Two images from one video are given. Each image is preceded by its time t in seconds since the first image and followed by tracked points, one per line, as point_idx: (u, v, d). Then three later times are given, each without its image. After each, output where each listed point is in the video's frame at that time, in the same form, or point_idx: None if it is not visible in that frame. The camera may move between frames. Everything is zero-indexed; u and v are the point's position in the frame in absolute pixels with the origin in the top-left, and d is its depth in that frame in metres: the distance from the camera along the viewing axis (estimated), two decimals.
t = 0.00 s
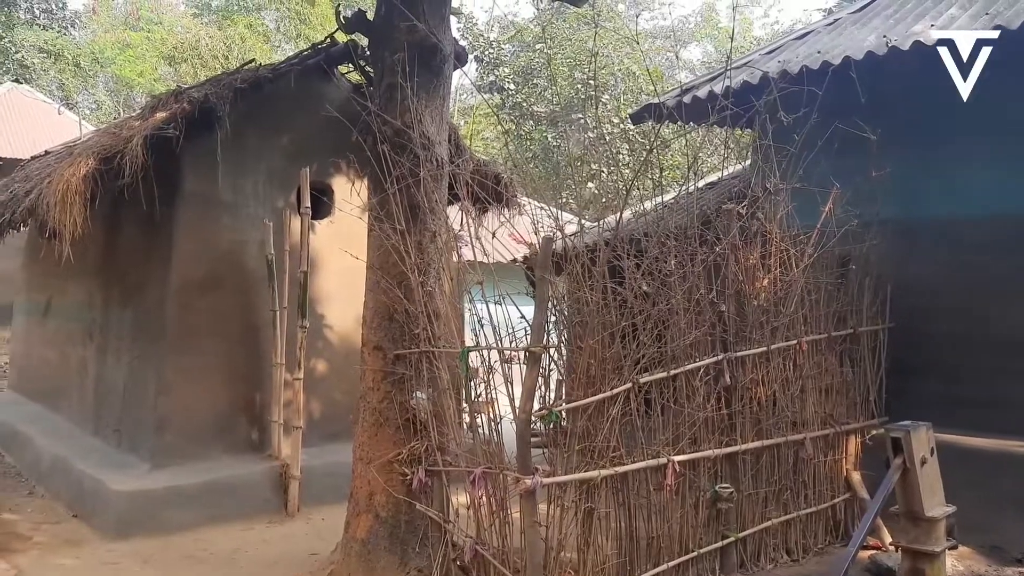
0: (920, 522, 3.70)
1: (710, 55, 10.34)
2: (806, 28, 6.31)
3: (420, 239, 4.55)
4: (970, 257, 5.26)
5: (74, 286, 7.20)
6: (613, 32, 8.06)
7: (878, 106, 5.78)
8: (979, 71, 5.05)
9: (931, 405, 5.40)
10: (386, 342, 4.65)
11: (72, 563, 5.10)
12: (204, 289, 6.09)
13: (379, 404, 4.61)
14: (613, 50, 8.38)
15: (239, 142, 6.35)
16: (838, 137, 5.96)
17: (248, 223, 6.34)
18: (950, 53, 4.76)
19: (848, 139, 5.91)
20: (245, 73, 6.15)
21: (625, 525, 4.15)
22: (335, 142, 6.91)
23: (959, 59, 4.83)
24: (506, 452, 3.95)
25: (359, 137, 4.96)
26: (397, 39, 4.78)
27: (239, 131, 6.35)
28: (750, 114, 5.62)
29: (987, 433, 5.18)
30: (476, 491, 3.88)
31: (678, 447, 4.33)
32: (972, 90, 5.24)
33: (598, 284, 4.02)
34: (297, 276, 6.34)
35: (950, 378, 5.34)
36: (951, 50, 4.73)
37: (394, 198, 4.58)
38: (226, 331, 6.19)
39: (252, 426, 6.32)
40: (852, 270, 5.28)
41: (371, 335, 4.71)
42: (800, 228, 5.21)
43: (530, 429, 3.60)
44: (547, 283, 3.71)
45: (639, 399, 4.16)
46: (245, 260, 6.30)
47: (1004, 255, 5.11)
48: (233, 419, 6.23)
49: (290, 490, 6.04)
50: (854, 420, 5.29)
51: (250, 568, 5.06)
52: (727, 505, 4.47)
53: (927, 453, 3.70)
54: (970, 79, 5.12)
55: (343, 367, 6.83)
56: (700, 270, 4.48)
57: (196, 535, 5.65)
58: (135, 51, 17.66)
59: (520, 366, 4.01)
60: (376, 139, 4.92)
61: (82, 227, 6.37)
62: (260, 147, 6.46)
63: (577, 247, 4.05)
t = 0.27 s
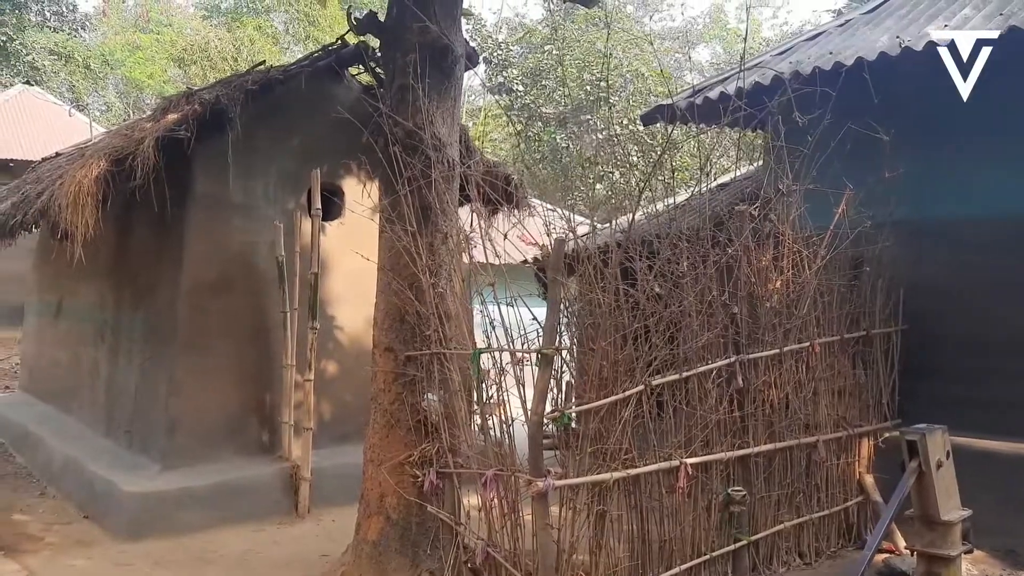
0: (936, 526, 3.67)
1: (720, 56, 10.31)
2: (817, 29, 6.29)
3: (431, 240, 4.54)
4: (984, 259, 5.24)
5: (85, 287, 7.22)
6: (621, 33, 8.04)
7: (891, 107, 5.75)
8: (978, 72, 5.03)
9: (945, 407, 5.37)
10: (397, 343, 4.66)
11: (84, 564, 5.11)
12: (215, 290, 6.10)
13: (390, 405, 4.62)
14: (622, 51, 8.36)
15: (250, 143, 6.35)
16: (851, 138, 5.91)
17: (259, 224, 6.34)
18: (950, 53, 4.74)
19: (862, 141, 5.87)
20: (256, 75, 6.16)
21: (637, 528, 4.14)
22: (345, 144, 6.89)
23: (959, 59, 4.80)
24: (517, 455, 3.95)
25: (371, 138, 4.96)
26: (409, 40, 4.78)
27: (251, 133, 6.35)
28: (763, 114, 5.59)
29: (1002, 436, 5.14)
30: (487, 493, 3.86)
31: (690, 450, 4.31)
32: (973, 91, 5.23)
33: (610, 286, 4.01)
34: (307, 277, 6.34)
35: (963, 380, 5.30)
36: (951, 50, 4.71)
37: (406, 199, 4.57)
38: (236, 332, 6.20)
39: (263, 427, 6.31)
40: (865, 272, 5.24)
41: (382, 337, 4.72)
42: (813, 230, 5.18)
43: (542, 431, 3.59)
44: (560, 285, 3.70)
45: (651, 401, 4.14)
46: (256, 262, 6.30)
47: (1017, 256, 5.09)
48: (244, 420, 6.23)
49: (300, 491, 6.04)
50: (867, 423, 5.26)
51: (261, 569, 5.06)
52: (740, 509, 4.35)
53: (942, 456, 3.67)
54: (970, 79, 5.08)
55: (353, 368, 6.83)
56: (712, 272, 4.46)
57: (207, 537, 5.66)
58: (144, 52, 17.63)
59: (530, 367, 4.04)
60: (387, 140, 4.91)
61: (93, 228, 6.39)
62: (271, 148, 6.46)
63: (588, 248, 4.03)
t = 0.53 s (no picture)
0: (953, 530, 3.65)
1: (730, 56, 10.26)
2: (829, 29, 6.26)
3: (443, 241, 4.53)
4: (999, 261, 5.20)
5: (96, 287, 7.23)
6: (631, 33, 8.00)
7: (906, 108, 5.72)
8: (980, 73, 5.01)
9: (959, 410, 5.33)
10: (409, 345, 4.65)
11: (96, 564, 5.12)
12: (227, 290, 6.11)
13: (402, 407, 4.62)
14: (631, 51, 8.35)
15: (262, 144, 6.35)
16: (866, 139, 5.88)
17: (270, 225, 6.35)
18: (950, 54, 4.73)
19: (876, 141, 5.84)
20: (268, 75, 6.16)
21: (650, 530, 4.13)
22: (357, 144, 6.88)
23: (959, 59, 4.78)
24: (530, 457, 3.94)
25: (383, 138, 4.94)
26: (420, 41, 4.77)
27: (262, 133, 6.35)
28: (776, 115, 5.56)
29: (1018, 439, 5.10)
30: (500, 495, 3.84)
31: (703, 452, 4.29)
32: (973, 91, 5.20)
33: (624, 287, 3.99)
34: (318, 278, 6.33)
35: (978, 382, 5.26)
36: (950, 50, 4.72)
37: (418, 201, 4.57)
38: (248, 333, 6.20)
39: (274, 427, 6.31)
40: (879, 274, 5.21)
41: (394, 338, 4.70)
42: (826, 231, 5.15)
43: (555, 433, 3.56)
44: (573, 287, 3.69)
45: (665, 403, 4.12)
46: (267, 262, 6.30)
47: None
48: (255, 421, 6.23)
49: (311, 492, 6.04)
50: (881, 426, 5.23)
51: (273, 570, 5.06)
52: (753, 511, 4.28)
53: (960, 460, 3.65)
54: (971, 80, 5.06)
55: (364, 369, 6.83)
56: (726, 273, 4.44)
57: (218, 537, 5.66)
58: (155, 54, 17.70)
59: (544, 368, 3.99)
60: (399, 141, 4.91)
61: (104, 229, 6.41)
62: (282, 148, 6.46)
63: (602, 250, 4.01)
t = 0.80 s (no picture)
0: (969, 534, 3.62)
1: (737, 57, 10.26)
2: (840, 29, 6.25)
3: (453, 242, 4.52)
4: (1012, 262, 5.16)
5: (106, 288, 7.24)
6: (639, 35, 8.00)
7: (918, 108, 5.69)
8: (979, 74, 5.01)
9: (973, 412, 5.30)
10: (419, 346, 4.64)
11: (106, 564, 5.12)
12: (237, 291, 6.11)
13: (412, 408, 4.60)
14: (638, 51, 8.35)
15: (272, 144, 6.35)
16: (878, 140, 5.87)
17: (280, 225, 6.34)
18: (950, 54, 4.73)
19: (889, 142, 5.82)
20: (278, 76, 6.17)
21: (662, 533, 4.11)
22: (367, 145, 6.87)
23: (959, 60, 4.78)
24: (542, 459, 3.90)
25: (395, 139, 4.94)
26: (431, 41, 4.77)
27: (272, 134, 6.35)
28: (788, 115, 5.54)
29: None
30: (511, 498, 3.83)
31: (715, 455, 4.26)
32: (973, 91, 5.20)
33: (637, 288, 3.97)
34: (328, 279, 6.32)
35: (991, 385, 5.23)
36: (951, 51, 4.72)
37: (429, 202, 4.56)
38: (257, 334, 6.20)
39: (283, 428, 6.30)
40: (891, 276, 5.19)
41: (404, 339, 4.69)
42: (838, 232, 5.13)
43: (566, 435, 3.52)
44: (585, 289, 3.67)
45: (677, 405, 4.10)
46: (277, 263, 6.30)
47: None
48: (265, 422, 6.22)
49: (321, 493, 6.03)
50: (893, 429, 5.21)
51: (283, 571, 5.06)
52: (765, 515, 4.27)
53: (976, 463, 3.62)
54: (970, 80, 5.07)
55: (373, 370, 6.82)
56: (739, 275, 4.41)
57: (228, 538, 5.66)
58: (164, 54, 17.69)
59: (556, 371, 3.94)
60: (410, 142, 4.90)
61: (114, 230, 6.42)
62: (292, 149, 6.45)
63: (614, 251, 3.99)
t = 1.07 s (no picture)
0: (982, 538, 3.61)
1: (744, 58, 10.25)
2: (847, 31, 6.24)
3: (462, 244, 4.51)
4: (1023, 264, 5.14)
5: (113, 289, 7.24)
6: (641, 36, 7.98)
7: (927, 110, 5.67)
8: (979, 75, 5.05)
9: (984, 415, 5.28)
10: (428, 348, 4.63)
11: (114, 566, 5.12)
12: (244, 292, 6.10)
13: (421, 410, 4.59)
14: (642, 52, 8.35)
15: (280, 145, 6.34)
16: (888, 141, 5.84)
17: (288, 227, 6.33)
18: (950, 54, 4.77)
19: (898, 144, 5.80)
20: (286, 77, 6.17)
21: (672, 536, 4.09)
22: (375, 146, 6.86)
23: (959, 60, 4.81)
24: (552, 462, 3.88)
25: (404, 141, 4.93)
26: (440, 42, 4.76)
27: (279, 135, 6.35)
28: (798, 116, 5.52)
29: None
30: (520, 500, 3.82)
31: (725, 458, 4.24)
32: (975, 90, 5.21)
33: (647, 290, 3.95)
34: (336, 281, 6.32)
35: (1001, 388, 5.21)
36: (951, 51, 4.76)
37: (438, 203, 4.55)
38: (264, 335, 6.19)
39: (291, 430, 6.29)
40: (901, 278, 5.17)
41: (413, 341, 4.68)
42: (848, 234, 5.11)
43: (576, 438, 3.51)
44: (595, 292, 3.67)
45: (687, 408, 4.09)
46: (285, 264, 6.29)
47: None
48: (272, 423, 6.21)
49: (328, 495, 6.02)
50: (903, 431, 5.19)
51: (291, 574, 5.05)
52: (775, 517, 4.17)
53: (989, 467, 3.61)
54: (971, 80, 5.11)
55: (380, 372, 6.80)
56: (749, 277, 4.40)
57: (235, 540, 5.65)
58: (170, 56, 17.69)
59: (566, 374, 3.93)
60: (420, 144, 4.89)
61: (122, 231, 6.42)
62: (299, 150, 6.45)
63: (625, 253, 3.98)
